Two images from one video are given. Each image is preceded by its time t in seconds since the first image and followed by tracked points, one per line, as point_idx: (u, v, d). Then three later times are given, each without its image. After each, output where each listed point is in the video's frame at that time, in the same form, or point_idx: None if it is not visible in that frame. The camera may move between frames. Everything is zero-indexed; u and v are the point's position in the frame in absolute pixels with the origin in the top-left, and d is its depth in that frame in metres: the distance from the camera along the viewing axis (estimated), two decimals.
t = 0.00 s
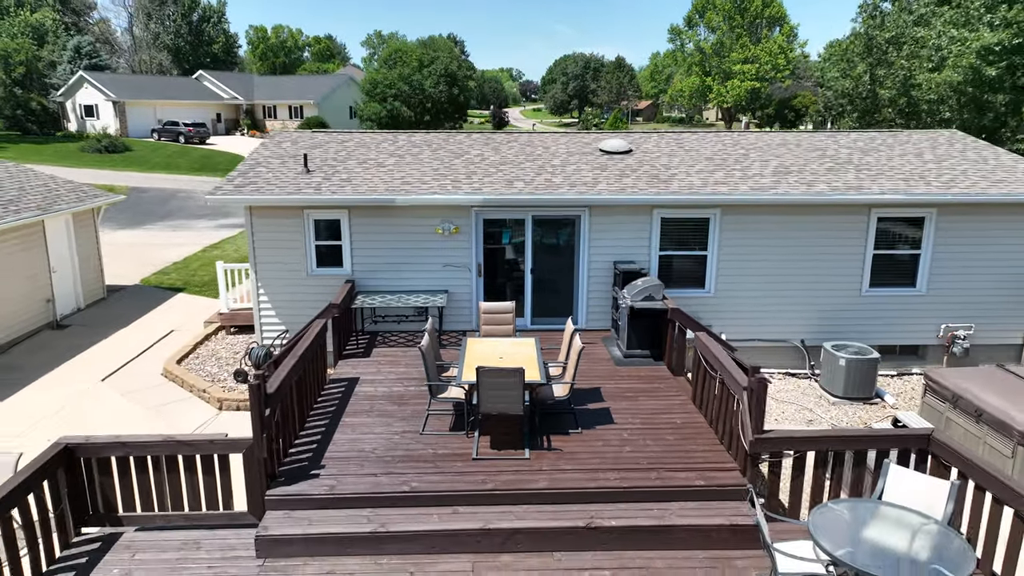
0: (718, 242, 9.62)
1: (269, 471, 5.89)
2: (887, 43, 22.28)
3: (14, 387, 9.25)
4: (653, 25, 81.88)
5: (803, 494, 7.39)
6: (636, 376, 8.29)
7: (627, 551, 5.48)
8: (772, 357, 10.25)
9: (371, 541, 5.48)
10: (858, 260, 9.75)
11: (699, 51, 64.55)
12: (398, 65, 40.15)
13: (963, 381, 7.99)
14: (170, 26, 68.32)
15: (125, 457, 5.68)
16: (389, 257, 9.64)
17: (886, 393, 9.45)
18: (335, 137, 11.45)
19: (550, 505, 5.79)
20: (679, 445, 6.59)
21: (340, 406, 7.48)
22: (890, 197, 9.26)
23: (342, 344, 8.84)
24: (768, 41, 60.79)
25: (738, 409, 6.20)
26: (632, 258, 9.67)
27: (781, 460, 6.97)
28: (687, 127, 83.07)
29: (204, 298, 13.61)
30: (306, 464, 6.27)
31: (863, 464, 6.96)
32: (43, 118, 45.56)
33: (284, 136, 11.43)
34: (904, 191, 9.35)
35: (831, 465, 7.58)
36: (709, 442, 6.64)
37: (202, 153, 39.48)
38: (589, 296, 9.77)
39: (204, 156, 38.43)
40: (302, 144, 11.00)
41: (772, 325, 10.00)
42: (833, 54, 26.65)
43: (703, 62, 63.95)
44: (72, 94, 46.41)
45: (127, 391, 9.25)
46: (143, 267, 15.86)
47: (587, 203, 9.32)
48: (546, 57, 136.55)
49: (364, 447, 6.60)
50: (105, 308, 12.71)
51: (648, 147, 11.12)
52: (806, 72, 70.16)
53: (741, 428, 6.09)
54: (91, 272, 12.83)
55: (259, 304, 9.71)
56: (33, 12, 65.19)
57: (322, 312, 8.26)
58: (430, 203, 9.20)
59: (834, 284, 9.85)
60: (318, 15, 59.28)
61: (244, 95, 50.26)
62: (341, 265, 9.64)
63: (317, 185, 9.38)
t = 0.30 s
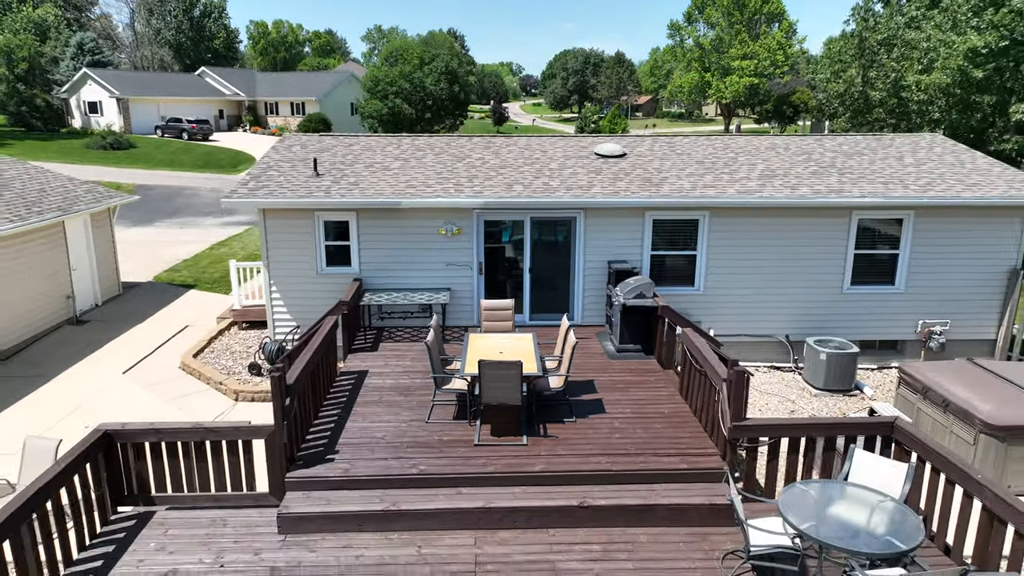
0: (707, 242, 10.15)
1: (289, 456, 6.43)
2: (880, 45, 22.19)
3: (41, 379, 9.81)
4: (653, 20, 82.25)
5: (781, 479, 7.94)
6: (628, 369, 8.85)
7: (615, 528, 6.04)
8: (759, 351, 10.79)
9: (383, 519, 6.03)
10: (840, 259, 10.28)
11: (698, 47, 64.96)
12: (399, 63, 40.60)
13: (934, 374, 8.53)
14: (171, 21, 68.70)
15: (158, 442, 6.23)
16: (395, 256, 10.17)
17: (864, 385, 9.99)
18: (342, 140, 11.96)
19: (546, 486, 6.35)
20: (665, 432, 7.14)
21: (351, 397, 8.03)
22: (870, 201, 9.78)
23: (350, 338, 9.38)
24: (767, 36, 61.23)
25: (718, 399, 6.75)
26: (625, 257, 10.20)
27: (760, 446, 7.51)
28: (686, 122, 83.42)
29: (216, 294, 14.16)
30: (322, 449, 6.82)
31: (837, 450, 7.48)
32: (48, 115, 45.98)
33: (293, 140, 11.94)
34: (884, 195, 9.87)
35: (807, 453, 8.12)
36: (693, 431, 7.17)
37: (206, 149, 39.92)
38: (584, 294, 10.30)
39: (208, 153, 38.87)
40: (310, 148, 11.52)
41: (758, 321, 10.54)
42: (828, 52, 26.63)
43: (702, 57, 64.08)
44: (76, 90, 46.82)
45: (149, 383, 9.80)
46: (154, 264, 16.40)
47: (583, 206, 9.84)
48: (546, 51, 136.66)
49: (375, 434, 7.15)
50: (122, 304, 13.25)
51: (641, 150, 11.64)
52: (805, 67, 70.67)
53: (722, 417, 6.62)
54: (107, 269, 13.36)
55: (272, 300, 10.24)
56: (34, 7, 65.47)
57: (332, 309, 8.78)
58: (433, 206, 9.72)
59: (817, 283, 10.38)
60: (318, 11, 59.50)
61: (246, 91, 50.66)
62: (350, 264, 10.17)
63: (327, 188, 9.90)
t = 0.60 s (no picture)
0: (697, 242, 10.71)
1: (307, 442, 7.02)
2: (871, 47, 22.66)
3: (68, 372, 10.38)
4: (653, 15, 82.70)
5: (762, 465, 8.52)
6: (620, 362, 9.43)
7: (605, 508, 6.62)
8: (746, 346, 11.37)
9: (394, 498, 6.62)
10: (823, 259, 10.85)
11: (697, 44, 65.46)
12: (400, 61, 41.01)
13: (908, 367, 9.09)
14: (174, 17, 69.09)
15: (188, 430, 6.81)
16: (400, 256, 10.73)
17: (845, 378, 10.58)
18: (349, 144, 12.52)
19: (542, 470, 6.94)
20: (653, 421, 7.73)
21: (361, 389, 8.61)
22: (851, 203, 10.33)
23: (359, 334, 9.94)
24: (766, 33, 61.86)
25: (701, 389, 7.32)
26: (619, 257, 10.76)
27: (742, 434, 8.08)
28: (686, 118, 83.90)
29: (227, 290, 14.72)
30: (336, 436, 7.41)
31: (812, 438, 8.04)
32: (52, 111, 46.45)
33: (303, 144, 12.50)
34: (864, 198, 10.42)
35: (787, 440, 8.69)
36: (679, 420, 7.75)
37: (210, 146, 40.46)
38: (580, 291, 10.86)
39: (212, 150, 39.38)
40: (320, 152, 12.07)
41: (745, 317, 11.11)
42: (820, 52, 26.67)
43: (701, 53, 64.74)
44: (80, 87, 47.25)
45: (169, 376, 10.38)
46: (166, 262, 16.98)
47: (579, 209, 10.38)
48: (546, 46, 136.93)
49: (385, 422, 7.74)
50: (138, 300, 13.82)
51: (635, 154, 12.20)
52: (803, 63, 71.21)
53: (705, 406, 7.18)
54: (124, 268, 13.93)
55: (284, 297, 10.82)
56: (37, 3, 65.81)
57: (343, 307, 9.35)
58: (437, 208, 10.28)
59: (802, 281, 10.94)
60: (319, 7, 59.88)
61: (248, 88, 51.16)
62: (358, 263, 10.73)
63: (337, 191, 10.45)
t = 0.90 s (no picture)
0: (688, 243, 11.30)
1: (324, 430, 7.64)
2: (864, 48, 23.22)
3: (93, 365, 10.99)
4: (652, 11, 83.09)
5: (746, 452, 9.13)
6: (614, 356, 10.04)
7: (598, 489, 7.24)
8: (735, 341, 11.98)
9: (405, 481, 7.23)
10: (807, 259, 11.44)
11: (696, 40, 66.00)
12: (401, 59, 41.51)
13: (883, 362, 9.69)
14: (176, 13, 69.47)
15: (216, 419, 7.40)
16: (407, 256, 11.32)
17: (827, 371, 11.19)
18: (357, 148, 13.09)
19: (541, 455, 7.55)
20: (643, 411, 8.34)
21: (372, 381, 9.21)
22: (833, 207, 10.91)
23: (369, 329, 10.54)
24: (764, 30, 62.40)
25: (687, 381, 7.93)
26: (614, 257, 11.35)
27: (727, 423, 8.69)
28: (685, 113, 84.44)
29: (238, 287, 15.33)
30: (350, 424, 8.03)
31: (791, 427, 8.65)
32: (57, 108, 46.95)
33: (313, 148, 13.07)
34: (846, 201, 11.00)
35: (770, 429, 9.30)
36: (667, 410, 8.35)
37: (214, 143, 40.99)
38: (577, 289, 11.45)
39: (216, 147, 39.90)
40: (329, 156, 12.64)
41: (733, 313, 11.72)
42: (815, 52, 27.13)
43: (700, 50, 65.27)
44: (85, 84, 47.75)
45: (188, 368, 10.98)
46: (178, 259, 17.58)
47: (576, 211, 10.96)
48: (546, 41, 137.22)
49: (395, 412, 8.35)
50: (154, 297, 14.41)
51: (630, 158, 12.78)
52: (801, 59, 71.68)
53: (691, 396, 7.78)
54: (140, 266, 14.52)
55: (297, 295, 11.41)
56: None
57: (353, 304, 9.95)
58: (442, 211, 10.86)
59: (787, 279, 11.54)
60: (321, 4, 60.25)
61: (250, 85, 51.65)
62: (367, 262, 11.32)
63: (347, 194, 11.02)
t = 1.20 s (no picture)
0: (679, 242, 11.91)
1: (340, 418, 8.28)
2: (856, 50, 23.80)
3: (117, 358, 11.63)
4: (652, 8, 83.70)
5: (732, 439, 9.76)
6: (609, 350, 10.68)
7: (592, 472, 7.89)
8: (724, 336, 12.60)
9: (416, 464, 7.87)
10: (793, 258, 12.06)
11: (695, 36, 66.64)
12: (404, 57, 42.09)
13: (862, 354, 10.34)
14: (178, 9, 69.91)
15: (241, 407, 8.04)
16: (414, 255, 11.93)
17: (811, 364, 11.82)
18: (365, 152, 13.69)
19: (540, 441, 8.20)
20: (635, 401, 8.98)
21: (382, 373, 9.85)
22: (817, 209, 11.53)
23: (378, 324, 11.17)
24: (763, 26, 63.13)
25: (675, 373, 8.57)
26: (610, 256, 11.96)
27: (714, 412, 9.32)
28: (684, 109, 85.07)
29: (249, 284, 15.95)
30: (363, 412, 8.68)
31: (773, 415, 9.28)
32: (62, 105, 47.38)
33: (323, 152, 13.68)
34: (830, 203, 11.60)
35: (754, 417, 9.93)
36: (658, 400, 8.99)
37: (218, 140, 41.49)
38: (575, 286, 12.07)
39: (220, 144, 40.44)
40: (338, 159, 13.24)
41: (723, 309, 12.34)
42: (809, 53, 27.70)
43: (700, 46, 65.95)
44: (89, 81, 48.21)
45: (207, 361, 11.62)
46: (190, 256, 18.19)
47: (574, 213, 11.57)
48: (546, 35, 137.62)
49: (405, 402, 8.99)
50: (169, 294, 15.02)
51: (626, 161, 13.38)
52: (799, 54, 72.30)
53: (679, 386, 8.43)
54: (155, 263, 15.14)
55: (309, 291, 12.03)
56: None
57: (364, 301, 10.58)
58: (446, 212, 11.48)
59: (774, 277, 12.16)
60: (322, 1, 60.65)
61: (253, 82, 52.12)
62: (376, 260, 11.94)
63: (356, 197, 11.64)
